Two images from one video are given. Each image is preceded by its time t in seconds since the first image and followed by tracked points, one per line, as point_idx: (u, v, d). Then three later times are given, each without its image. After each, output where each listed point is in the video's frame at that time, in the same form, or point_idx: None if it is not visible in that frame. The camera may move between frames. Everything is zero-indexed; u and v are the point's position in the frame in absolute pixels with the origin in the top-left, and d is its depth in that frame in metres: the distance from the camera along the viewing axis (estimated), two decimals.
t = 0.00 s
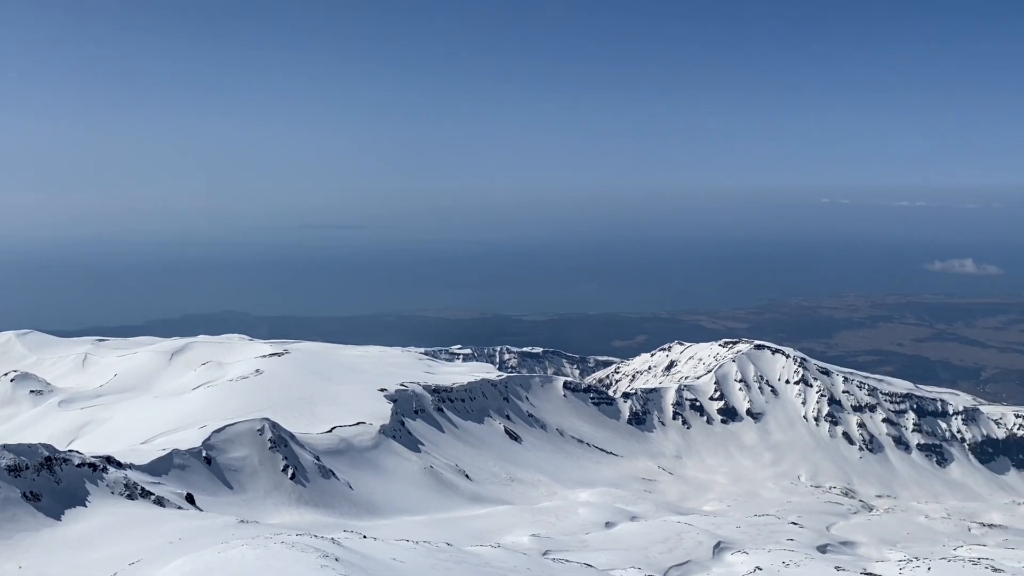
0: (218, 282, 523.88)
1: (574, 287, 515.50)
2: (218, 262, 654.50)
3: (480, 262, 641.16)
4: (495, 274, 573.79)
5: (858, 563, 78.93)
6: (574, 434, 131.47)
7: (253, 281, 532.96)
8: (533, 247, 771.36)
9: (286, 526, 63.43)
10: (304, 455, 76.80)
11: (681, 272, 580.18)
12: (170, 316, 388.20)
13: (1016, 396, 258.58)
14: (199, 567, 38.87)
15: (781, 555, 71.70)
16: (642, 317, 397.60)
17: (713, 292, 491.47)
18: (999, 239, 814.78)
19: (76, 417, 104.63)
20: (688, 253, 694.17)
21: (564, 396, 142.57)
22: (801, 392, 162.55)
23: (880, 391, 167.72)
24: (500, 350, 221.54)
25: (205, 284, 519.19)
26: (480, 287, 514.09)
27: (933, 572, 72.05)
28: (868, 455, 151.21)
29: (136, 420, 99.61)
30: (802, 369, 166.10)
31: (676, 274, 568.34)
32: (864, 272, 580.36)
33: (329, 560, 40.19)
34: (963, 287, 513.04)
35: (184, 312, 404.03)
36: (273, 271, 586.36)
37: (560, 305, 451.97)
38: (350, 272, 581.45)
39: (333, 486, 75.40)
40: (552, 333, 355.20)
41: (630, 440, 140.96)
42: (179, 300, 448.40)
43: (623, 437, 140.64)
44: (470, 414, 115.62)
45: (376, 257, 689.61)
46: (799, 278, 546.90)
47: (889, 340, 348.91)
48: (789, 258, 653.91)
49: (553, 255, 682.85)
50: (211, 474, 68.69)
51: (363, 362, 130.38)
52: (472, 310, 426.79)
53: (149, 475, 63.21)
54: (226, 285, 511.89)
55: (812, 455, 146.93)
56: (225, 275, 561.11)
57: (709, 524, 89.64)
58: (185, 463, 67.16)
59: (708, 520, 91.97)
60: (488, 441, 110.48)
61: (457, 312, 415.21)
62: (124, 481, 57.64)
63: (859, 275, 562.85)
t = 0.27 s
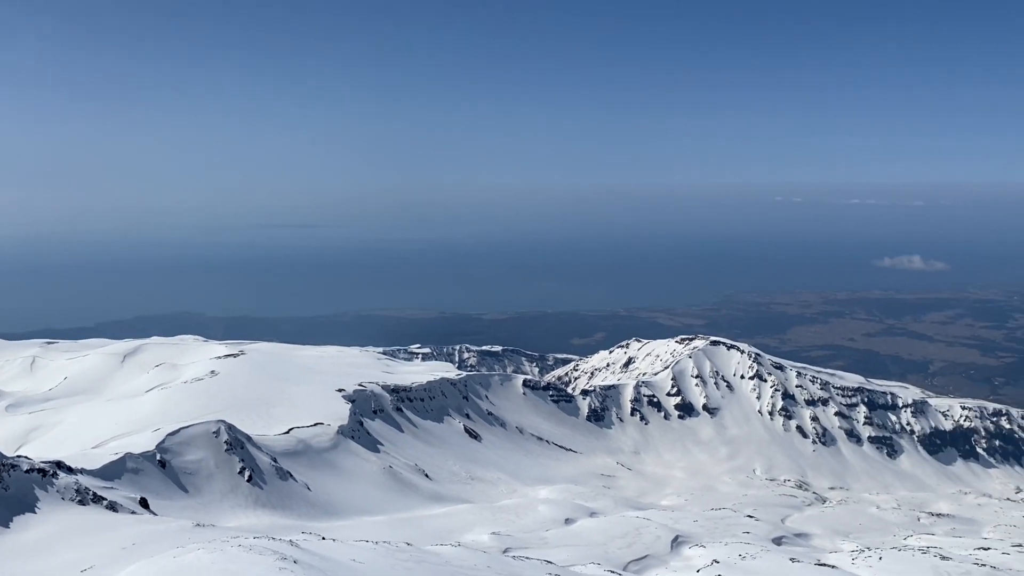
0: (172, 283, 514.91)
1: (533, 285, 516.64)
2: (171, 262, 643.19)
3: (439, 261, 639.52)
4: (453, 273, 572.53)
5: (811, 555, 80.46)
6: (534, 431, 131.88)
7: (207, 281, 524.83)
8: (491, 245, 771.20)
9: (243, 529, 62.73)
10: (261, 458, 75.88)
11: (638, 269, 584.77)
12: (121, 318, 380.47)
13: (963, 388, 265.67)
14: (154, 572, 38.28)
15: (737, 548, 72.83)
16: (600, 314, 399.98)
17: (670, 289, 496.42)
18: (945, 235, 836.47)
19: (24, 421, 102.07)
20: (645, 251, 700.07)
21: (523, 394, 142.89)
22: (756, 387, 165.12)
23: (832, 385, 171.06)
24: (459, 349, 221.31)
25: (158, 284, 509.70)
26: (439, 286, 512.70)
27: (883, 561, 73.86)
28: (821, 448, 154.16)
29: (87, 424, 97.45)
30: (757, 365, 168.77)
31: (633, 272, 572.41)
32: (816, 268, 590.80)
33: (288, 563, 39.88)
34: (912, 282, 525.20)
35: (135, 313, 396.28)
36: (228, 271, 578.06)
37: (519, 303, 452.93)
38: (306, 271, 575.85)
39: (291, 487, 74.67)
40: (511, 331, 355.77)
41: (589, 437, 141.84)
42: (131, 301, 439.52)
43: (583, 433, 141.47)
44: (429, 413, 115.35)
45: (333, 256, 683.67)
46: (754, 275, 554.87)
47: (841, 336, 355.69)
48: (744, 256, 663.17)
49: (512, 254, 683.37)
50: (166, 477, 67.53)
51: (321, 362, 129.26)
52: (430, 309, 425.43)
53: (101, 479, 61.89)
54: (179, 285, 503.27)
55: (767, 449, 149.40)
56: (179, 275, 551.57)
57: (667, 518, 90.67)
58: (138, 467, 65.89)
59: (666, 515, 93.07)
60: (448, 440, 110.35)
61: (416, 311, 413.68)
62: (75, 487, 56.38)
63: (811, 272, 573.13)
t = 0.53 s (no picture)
0: (121, 282, 503.99)
1: (490, 282, 516.26)
2: (121, 261, 629.55)
3: (396, 259, 635.64)
4: (410, 271, 569.61)
5: (767, 546, 81.77)
6: (492, 428, 131.88)
7: (158, 280, 514.87)
8: (449, 242, 769.20)
9: (197, 532, 61.75)
10: (216, 459, 74.67)
11: (596, 266, 587.69)
12: (69, 319, 371.58)
13: (910, 380, 272.42)
14: None
15: (693, 540, 73.69)
16: (558, 311, 401.19)
17: (627, 286, 499.92)
18: (891, 231, 856.96)
19: None
20: (601, 248, 704.87)
21: (482, 391, 142.85)
22: (711, 380, 167.32)
23: (785, 378, 174.11)
24: (417, 347, 220.36)
25: (107, 284, 498.61)
26: (396, 284, 509.60)
27: (836, 550, 75.46)
28: (775, 440, 156.79)
29: (34, 427, 95.01)
30: (712, 359, 171.02)
31: (590, 269, 575.14)
32: (768, 264, 600.43)
33: (243, 565, 39.39)
34: (860, 277, 536.82)
35: (84, 314, 387.19)
36: (180, 270, 567.89)
37: (476, 301, 452.87)
38: (260, 270, 568.79)
39: (246, 489, 73.71)
40: (469, 328, 355.16)
41: (547, 433, 142.34)
42: (79, 301, 429.17)
43: (541, 430, 141.93)
44: (387, 411, 114.71)
45: (288, 254, 675.34)
46: (707, 271, 562.22)
47: (793, 330, 362.03)
48: (697, 252, 671.41)
49: (470, 251, 681.93)
50: (117, 481, 66.12)
51: (277, 362, 127.67)
52: (387, 307, 422.71)
53: (50, 484, 60.36)
54: (129, 285, 492.94)
55: (722, 442, 151.43)
56: (129, 275, 540.45)
57: (625, 512, 91.40)
58: (88, 470, 64.36)
59: (623, 509, 93.85)
60: (406, 438, 109.87)
61: (373, 309, 410.66)
62: (23, 492, 54.89)
63: (763, 267, 582.36)
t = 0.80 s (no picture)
0: (68, 281, 491.66)
1: (448, 278, 514.76)
2: (68, 259, 614.15)
3: (352, 255, 629.99)
4: (367, 266, 565.31)
5: (722, 536, 82.99)
6: (450, 424, 131.66)
7: (107, 278, 503.56)
8: (405, 238, 764.73)
9: (150, 534, 60.62)
10: (168, 460, 73.37)
11: (553, 261, 589.35)
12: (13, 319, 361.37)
13: (860, 371, 278.46)
14: None
15: (651, 532, 74.50)
16: (515, 306, 401.59)
17: (583, 281, 502.39)
18: (841, 225, 873.89)
19: None
20: (557, 242, 707.29)
21: (439, 387, 142.49)
22: (666, 373, 169.14)
23: (739, 371, 176.75)
24: (374, 344, 218.91)
25: (53, 283, 486.12)
26: (352, 281, 505.29)
27: (789, 539, 76.91)
28: (730, 431, 159.04)
29: None
30: (668, 353, 172.88)
31: (547, 264, 576.77)
32: (722, 258, 608.24)
33: (199, 567, 38.81)
34: (811, 270, 546.85)
35: (29, 313, 376.91)
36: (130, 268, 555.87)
37: (433, 297, 451.43)
38: (213, 267, 560.24)
39: (200, 489, 72.58)
40: (426, 324, 353.74)
41: (505, 428, 142.57)
42: (24, 301, 417.76)
43: (499, 425, 142.18)
44: (343, 409, 113.82)
45: (242, 250, 665.38)
46: (663, 265, 567.52)
47: (746, 323, 367.49)
48: (653, 246, 677.40)
49: (426, 247, 678.90)
50: (66, 484, 64.58)
51: (231, 361, 125.83)
52: (344, 304, 419.08)
53: None
54: (77, 283, 481.25)
55: (678, 435, 153.17)
56: (77, 273, 527.71)
57: (583, 506, 92.00)
58: (35, 474, 62.73)
59: (582, 502, 94.45)
60: (363, 436, 109.19)
61: (329, 306, 406.83)
62: None
63: (717, 262, 589.69)
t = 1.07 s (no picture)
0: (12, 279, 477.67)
1: (404, 273, 511.77)
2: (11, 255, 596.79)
3: (307, 250, 622.49)
4: (322, 261, 559.36)
5: (679, 525, 83.94)
6: (408, 420, 130.99)
7: (53, 275, 490.51)
8: (361, 231, 758.50)
9: (100, 536, 59.31)
10: (120, 460, 71.76)
11: (510, 255, 589.48)
12: None
13: (812, 361, 283.43)
14: None
15: (609, 524, 75.09)
16: (472, 300, 401.03)
17: (540, 274, 503.35)
18: (793, 217, 888.04)
19: None
20: (514, 236, 707.76)
21: (396, 383, 141.81)
22: (623, 365, 170.58)
23: (694, 362, 178.87)
24: (330, 340, 216.80)
25: None
26: (307, 276, 499.64)
27: (743, 527, 78.09)
28: (685, 422, 160.87)
29: None
30: (625, 345, 174.37)
31: (504, 257, 576.48)
32: (678, 251, 614.15)
33: (152, 568, 38.13)
34: (764, 263, 555.32)
35: None
36: (76, 265, 542.25)
37: (390, 292, 448.59)
38: (164, 262, 549.37)
39: (154, 489, 71.26)
40: (383, 320, 351.21)
41: (463, 422, 142.27)
42: None
43: (457, 419, 141.91)
44: (299, 406, 112.60)
45: (193, 246, 653.53)
46: (619, 259, 571.16)
47: (702, 315, 371.71)
48: (610, 240, 681.49)
49: (382, 241, 673.66)
50: (13, 487, 62.93)
51: (183, 358, 123.73)
52: (299, 300, 414.24)
53: None
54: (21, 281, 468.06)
55: (635, 426, 154.42)
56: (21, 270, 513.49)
57: (542, 499, 92.34)
58: None
59: (540, 495, 94.83)
60: (320, 433, 108.12)
61: (284, 302, 401.76)
62: None
63: (673, 255, 595.20)
